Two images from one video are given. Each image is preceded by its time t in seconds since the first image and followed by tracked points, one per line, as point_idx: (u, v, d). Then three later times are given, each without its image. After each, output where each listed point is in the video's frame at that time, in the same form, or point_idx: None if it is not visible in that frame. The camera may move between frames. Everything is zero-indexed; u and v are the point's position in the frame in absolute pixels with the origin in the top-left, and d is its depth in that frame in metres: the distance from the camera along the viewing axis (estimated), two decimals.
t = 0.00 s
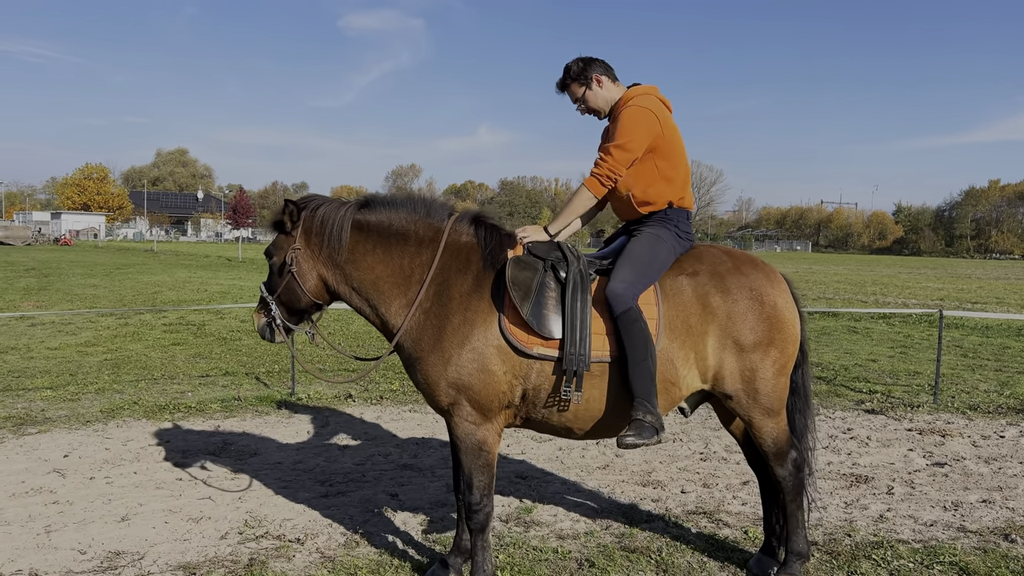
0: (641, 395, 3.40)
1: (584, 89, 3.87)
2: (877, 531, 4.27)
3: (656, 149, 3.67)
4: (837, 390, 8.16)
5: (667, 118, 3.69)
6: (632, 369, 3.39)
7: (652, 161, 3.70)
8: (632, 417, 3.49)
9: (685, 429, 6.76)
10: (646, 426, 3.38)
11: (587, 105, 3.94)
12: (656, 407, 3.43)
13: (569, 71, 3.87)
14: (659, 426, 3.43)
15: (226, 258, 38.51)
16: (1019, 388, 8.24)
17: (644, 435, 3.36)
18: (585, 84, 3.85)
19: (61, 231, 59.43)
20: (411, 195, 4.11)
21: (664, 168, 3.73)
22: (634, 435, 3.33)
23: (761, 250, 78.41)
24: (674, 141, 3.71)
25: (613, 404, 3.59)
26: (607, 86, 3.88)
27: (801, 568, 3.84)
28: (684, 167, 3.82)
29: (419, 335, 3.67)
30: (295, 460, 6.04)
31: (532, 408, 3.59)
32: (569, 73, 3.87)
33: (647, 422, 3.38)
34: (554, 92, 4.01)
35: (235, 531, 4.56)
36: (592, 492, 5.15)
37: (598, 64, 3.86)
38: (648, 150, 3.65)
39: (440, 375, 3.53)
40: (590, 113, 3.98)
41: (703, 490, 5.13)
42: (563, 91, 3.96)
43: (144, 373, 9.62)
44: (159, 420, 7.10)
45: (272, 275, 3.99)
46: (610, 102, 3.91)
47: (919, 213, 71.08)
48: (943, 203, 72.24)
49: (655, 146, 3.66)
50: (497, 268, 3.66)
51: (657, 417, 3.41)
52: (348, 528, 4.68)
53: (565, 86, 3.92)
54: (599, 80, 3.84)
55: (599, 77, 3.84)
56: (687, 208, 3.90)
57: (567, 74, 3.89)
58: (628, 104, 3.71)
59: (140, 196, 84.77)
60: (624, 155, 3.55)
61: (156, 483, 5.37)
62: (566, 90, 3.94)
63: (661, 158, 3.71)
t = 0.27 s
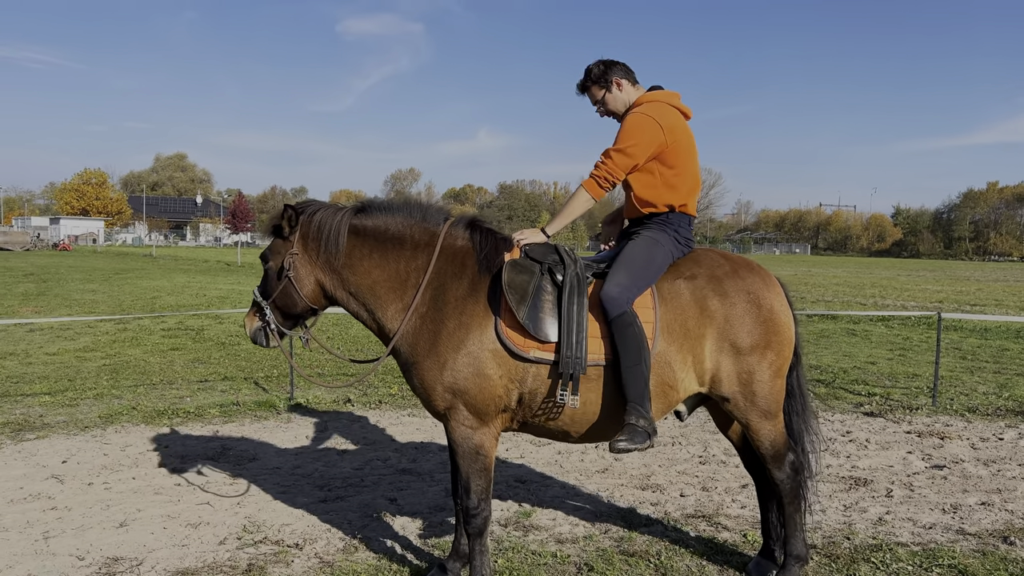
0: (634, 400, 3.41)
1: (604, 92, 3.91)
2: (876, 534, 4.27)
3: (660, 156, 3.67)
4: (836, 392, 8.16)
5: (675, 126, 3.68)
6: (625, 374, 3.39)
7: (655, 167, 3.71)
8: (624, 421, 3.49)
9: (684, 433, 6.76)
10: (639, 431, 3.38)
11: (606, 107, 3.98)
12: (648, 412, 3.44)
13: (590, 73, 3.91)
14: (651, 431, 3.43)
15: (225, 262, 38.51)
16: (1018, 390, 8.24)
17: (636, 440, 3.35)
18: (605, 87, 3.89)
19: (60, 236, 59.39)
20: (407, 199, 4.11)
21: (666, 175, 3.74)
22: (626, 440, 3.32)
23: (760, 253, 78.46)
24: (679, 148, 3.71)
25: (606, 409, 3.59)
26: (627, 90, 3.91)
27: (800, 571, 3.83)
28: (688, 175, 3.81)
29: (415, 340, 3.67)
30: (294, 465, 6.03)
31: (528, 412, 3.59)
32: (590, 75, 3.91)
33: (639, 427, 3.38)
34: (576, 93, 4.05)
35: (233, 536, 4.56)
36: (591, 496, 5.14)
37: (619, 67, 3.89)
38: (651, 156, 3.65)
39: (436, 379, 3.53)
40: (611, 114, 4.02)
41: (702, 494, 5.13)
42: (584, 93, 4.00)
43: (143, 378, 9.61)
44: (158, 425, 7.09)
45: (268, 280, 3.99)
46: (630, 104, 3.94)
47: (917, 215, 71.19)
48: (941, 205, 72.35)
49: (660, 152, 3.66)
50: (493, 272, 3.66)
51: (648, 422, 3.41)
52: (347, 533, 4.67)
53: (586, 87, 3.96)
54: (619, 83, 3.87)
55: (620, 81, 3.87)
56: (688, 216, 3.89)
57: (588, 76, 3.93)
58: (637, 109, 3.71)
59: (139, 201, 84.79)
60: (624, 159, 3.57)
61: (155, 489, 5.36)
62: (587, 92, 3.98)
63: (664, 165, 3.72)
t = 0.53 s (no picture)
0: (626, 406, 3.42)
1: (601, 93, 3.92)
2: (874, 537, 4.27)
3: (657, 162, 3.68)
4: (834, 395, 8.16)
5: (673, 132, 3.67)
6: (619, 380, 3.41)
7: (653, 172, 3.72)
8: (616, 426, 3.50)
9: (683, 436, 6.76)
10: (629, 437, 3.39)
11: (603, 108, 3.99)
12: (640, 418, 3.44)
13: (590, 73, 3.93)
14: (643, 437, 3.44)
15: (224, 267, 38.50)
16: (1016, 392, 8.25)
17: (626, 446, 3.37)
18: (602, 89, 3.90)
19: (58, 242, 59.39)
20: (403, 204, 4.12)
21: (664, 180, 3.75)
22: (616, 446, 3.34)
23: (758, 256, 78.54)
24: (677, 154, 3.71)
25: (601, 415, 3.60)
26: (625, 94, 3.92)
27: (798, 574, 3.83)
28: (687, 179, 3.81)
29: (413, 345, 3.67)
30: (292, 470, 6.03)
31: (527, 416, 3.60)
32: (590, 74, 3.93)
33: (630, 433, 3.38)
34: (576, 91, 4.07)
35: (231, 542, 4.55)
36: (589, 500, 5.14)
37: (619, 71, 3.89)
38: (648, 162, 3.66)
39: (435, 385, 3.53)
40: (606, 116, 4.04)
41: (700, 497, 5.13)
42: (583, 92, 4.02)
43: (142, 384, 9.60)
44: (156, 431, 7.09)
45: (265, 286, 3.99)
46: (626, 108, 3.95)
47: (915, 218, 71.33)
48: (939, 208, 72.50)
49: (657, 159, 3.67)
50: (490, 277, 3.67)
51: (640, 428, 3.42)
52: (345, 538, 4.67)
53: (585, 87, 3.98)
54: (617, 86, 3.88)
55: (618, 84, 3.88)
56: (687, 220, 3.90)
57: (588, 76, 3.94)
58: (635, 116, 3.71)
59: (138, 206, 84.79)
60: (620, 166, 3.58)
61: (153, 495, 5.35)
62: (586, 91, 4.00)
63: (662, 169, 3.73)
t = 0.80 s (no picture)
0: (621, 405, 3.43)
1: (588, 105, 3.94)
2: (873, 540, 4.27)
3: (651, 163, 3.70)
4: (832, 398, 8.17)
5: (664, 132, 3.70)
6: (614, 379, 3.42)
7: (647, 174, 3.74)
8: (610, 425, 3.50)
9: (681, 440, 6.76)
10: (622, 435, 3.39)
11: (589, 119, 4.01)
12: (634, 418, 3.44)
13: (576, 85, 3.94)
14: (636, 437, 3.44)
15: (223, 272, 38.47)
16: (1014, 395, 8.26)
17: (619, 443, 3.37)
18: (589, 100, 3.92)
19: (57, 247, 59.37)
20: (399, 210, 4.13)
21: (659, 181, 3.77)
22: (609, 443, 3.34)
23: (757, 259, 78.63)
24: (670, 154, 3.73)
25: (598, 417, 3.60)
26: (611, 104, 3.94)
27: None
28: (681, 179, 3.84)
29: (412, 351, 3.67)
30: (290, 476, 6.02)
31: (525, 421, 3.60)
32: (576, 86, 3.94)
33: (623, 431, 3.39)
34: (561, 102, 4.08)
35: (229, 547, 4.54)
36: (588, 504, 5.14)
37: (604, 81, 3.92)
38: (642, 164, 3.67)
39: (433, 390, 3.54)
40: (592, 127, 4.06)
41: (699, 501, 5.13)
42: (569, 104, 4.03)
43: (140, 389, 9.59)
44: (154, 436, 7.08)
45: (261, 294, 3.99)
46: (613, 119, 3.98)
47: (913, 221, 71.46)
48: (937, 211, 72.64)
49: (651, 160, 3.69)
50: (488, 283, 3.67)
51: (633, 428, 3.42)
52: (343, 543, 4.66)
53: (571, 99, 3.99)
54: (604, 97, 3.90)
55: (604, 94, 3.90)
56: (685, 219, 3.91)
57: (574, 88, 3.96)
58: (625, 119, 3.74)
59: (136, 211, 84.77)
60: (615, 169, 3.59)
61: (151, 500, 5.34)
62: (572, 102, 4.01)
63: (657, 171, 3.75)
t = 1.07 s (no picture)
0: (616, 400, 3.41)
1: (582, 117, 3.96)
2: (871, 543, 4.27)
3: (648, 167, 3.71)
4: (830, 401, 8.18)
5: (660, 136, 3.72)
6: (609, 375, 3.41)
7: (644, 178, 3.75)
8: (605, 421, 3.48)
9: (679, 443, 6.76)
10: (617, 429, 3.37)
11: (585, 131, 4.02)
12: (630, 413, 3.43)
13: (568, 99, 3.96)
14: (632, 432, 3.42)
15: (221, 276, 38.45)
16: (1012, 397, 8.27)
17: (614, 436, 3.34)
18: (583, 112, 3.93)
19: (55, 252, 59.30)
20: (397, 215, 4.14)
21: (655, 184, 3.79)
22: (604, 435, 3.32)
23: (755, 262, 78.70)
24: (666, 157, 3.75)
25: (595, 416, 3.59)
26: (605, 113, 3.95)
27: None
28: (678, 182, 3.85)
29: (411, 354, 3.67)
30: (288, 480, 6.01)
31: (524, 424, 3.60)
32: (567, 100, 3.96)
33: (618, 425, 3.37)
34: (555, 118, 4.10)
35: (228, 551, 4.53)
36: (586, 507, 5.14)
37: (595, 91, 3.93)
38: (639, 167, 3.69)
39: (432, 393, 3.53)
40: (590, 138, 4.07)
41: (697, 504, 5.13)
42: (563, 119, 4.05)
43: (138, 393, 9.57)
44: (152, 441, 7.06)
45: (258, 299, 3.99)
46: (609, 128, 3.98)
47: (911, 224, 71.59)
48: (935, 214, 72.78)
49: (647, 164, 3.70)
50: (486, 286, 3.68)
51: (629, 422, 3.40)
52: (342, 547, 4.65)
53: (565, 114, 4.01)
54: (597, 107, 3.91)
55: (596, 105, 3.91)
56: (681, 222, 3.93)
57: (566, 103, 3.98)
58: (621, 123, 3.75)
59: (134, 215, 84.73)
60: (613, 172, 3.60)
61: (149, 505, 5.33)
62: (566, 117, 4.03)
63: (653, 174, 3.76)
